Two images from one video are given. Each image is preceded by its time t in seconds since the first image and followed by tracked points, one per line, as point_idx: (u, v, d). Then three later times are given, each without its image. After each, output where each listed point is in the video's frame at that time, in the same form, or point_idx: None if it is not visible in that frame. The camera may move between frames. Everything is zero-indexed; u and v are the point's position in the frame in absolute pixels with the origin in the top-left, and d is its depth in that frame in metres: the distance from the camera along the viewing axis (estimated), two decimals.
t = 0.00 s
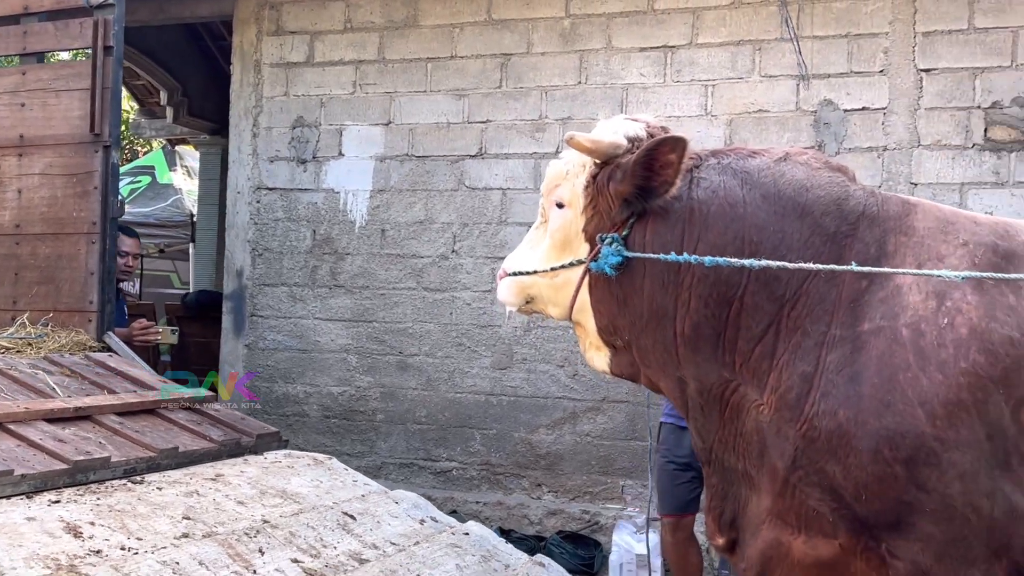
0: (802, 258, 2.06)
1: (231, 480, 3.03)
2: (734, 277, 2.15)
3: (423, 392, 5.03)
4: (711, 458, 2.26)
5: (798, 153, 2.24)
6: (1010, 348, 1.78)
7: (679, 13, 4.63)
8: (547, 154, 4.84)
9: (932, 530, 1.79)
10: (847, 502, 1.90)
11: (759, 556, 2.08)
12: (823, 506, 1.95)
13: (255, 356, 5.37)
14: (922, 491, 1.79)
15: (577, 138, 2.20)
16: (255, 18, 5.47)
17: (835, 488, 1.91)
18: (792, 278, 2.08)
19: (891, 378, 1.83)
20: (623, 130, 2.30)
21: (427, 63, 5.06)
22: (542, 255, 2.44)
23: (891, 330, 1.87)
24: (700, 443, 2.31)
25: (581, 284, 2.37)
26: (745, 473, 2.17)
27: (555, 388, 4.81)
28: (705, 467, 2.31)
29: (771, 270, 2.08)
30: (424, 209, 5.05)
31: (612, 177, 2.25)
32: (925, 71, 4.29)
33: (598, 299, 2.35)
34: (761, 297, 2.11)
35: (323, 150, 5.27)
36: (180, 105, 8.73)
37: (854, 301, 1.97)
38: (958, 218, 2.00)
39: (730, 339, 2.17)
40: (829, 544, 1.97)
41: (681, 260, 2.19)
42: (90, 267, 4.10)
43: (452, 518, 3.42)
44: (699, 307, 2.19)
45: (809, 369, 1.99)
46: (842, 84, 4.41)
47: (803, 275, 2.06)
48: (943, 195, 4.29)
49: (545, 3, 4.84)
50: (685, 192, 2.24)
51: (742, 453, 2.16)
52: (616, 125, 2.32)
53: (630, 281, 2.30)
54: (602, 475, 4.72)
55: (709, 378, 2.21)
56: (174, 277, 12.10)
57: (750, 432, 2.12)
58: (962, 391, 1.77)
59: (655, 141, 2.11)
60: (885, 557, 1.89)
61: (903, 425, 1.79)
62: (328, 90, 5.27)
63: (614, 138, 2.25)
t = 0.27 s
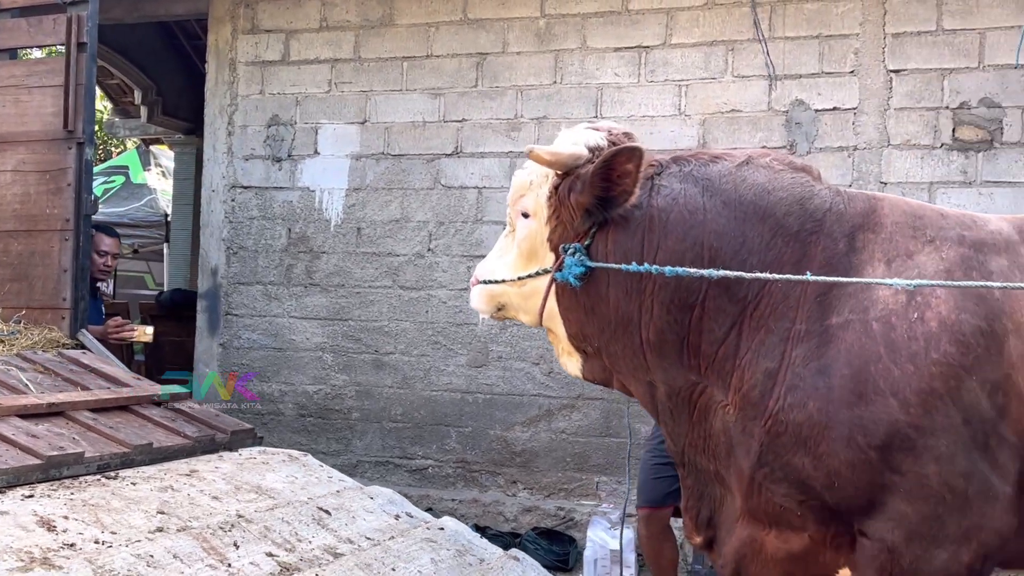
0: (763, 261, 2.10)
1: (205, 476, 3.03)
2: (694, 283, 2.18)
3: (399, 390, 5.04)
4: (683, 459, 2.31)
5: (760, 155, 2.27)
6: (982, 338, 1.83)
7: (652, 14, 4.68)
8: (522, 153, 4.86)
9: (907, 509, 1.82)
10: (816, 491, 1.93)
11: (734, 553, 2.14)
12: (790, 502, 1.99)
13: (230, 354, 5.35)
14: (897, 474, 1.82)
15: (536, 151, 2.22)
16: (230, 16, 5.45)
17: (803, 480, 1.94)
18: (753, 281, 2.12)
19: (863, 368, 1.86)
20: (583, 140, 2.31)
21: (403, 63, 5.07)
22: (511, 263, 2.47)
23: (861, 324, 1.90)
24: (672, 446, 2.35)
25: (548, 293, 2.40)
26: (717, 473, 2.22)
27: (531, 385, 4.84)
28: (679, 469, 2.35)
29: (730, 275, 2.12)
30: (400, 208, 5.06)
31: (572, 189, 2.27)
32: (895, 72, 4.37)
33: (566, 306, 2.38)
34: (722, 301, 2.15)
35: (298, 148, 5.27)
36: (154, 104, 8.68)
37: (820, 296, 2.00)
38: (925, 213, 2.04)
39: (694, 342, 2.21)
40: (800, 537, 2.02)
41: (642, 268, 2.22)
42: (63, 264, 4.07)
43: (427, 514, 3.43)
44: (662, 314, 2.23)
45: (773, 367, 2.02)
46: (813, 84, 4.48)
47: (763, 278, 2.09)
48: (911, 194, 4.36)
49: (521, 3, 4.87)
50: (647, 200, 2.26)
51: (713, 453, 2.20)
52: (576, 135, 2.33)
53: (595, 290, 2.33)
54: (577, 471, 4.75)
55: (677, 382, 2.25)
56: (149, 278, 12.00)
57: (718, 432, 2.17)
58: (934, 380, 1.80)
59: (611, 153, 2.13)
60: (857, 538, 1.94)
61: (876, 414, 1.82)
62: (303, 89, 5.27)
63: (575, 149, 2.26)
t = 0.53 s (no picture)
0: (733, 263, 2.05)
1: (174, 474, 3.00)
2: (659, 287, 2.14)
3: (375, 390, 5.00)
4: (659, 462, 2.27)
5: (732, 149, 2.22)
6: (967, 337, 1.76)
7: (628, 13, 4.69)
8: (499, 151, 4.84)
9: (886, 509, 1.75)
10: (792, 492, 1.87)
11: (713, 555, 2.09)
12: (768, 504, 1.93)
13: (203, 354, 5.29)
14: (875, 475, 1.75)
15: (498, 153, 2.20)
16: (205, 14, 5.40)
17: (779, 483, 1.88)
18: (723, 282, 2.07)
19: (839, 369, 1.79)
20: (549, 140, 2.29)
21: (379, 61, 5.04)
22: (488, 261, 2.45)
23: (838, 323, 1.84)
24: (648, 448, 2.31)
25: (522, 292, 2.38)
26: (693, 477, 2.17)
27: (507, 384, 4.82)
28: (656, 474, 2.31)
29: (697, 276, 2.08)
30: (376, 206, 5.03)
31: (536, 190, 2.25)
32: (869, 71, 4.41)
33: (539, 311, 2.37)
34: (691, 304, 2.10)
35: (273, 146, 5.23)
36: (130, 105, 8.60)
37: (795, 297, 1.94)
38: (910, 206, 1.97)
39: (662, 346, 2.17)
40: (777, 540, 1.96)
41: (607, 273, 2.20)
42: (32, 262, 4.01)
43: (400, 513, 3.39)
44: (628, 318, 2.20)
45: (745, 368, 1.96)
46: (788, 83, 4.51)
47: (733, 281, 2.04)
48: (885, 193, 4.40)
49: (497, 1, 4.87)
50: (613, 202, 2.23)
51: (688, 458, 2.16)
52: (544, 134, 2.31)
53: (563, 293, 2.32)
54: (553, 471, 4.74)
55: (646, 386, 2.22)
56: (125, 280, 11.89)
57: (690, 436, 2.13)
58: (918, 380, 1.73)
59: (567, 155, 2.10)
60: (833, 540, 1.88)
61: (853, 415, 1.76)
62: (278, 87, 5.23)
63: (539, 150, 2.25)
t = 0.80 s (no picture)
0: (712, 218, 2.10)
1: (148, 457, 2.98)
2: (638, 245, 2.20)
3: (355, 382, 4.98)
4: (640, 431, 2.28)
5: (710, 110, 2.28)
6: (946, 295, 1.78)
7: (609, 5, 4.71)
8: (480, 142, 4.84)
9: (861, 474, 1.76)
10: (767, 459, 1.87)
11: (699, 529, 2.11)
12: (743, 470, 1.92)
13: (183, 348, 5.25)
14: (851, 438, 1.76)
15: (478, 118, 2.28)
16: (185, 6, 5.37)
17: (755, 446, 1.88)
18: (702, 238, 2.11)
19: (816, 328, 1.81)
20: (531, 107, 2.35)
21: (360, 53, 5.03)
22: (471, 234, 2.54)
23: (816, 280, 1.86)
24: (631, 417, 2.33)
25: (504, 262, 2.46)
26: (673, 445, 2.18)
27: (488, 375, 4.81)
28: (637, 443, 2.32)
29: (677, 233, 2.12)
30: (356, 198, 5.02)
31: (516, 155, 2.33)
32: (848, 63, 4.47)
33: (525, 278, 2.42)
34: (670, 261, 2.14)
35: (253, 138, 5.21)
36: (112, 103, 8.48)
37: (773, 255, 1.97)
38: (890, 168, 2.02)
39: (642, 307, 2.21)
40: (753, 510, 1.95)
41: (587, 234, 2.26)
42: (8, 249, 3.96)
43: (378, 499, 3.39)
44: (609, 280, 2.25)
45: (723, 327, 1.99)
46: (767, 75, 4.55)
47: (712, 237, 2.08)
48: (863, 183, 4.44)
49: None
50: (592, 164, 2.31)
51: (670, 425, 2.17)
52: (527, 100, 2.37)
53: (544, 260, 2.38)
54: (534, 462, 4.73)
55: (626, 349, 2.26)
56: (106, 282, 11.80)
57: (671, 399, 2.13)
58: (895, 337, 1.75)
59: (545, 117, 2.18)
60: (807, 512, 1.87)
61: (830, 373, 1.77)
62: (258, 79, 5.22)
63: (520, 116, 2.32)
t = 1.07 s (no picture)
0: (689, 199, 2.16)
1: (130, 449, 2.99)
2: (615, 224, 2.25)
3: (338, 382, 4.98)
4: (616, 411, 2.32)
5: (690, 94, 2.33)
6: (924, 279, 1.81)
7: (591, 6, 4.76)
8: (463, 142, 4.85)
9: (838, 460, 1.76)
10: (746, 438, 1.88)
11: (666, 510, 2.11)
12: (721, 451, 1.94)
13: (165, 348, 5.24)
14: (828, 423, 1.76)
15: (465, 93, 2.32)
16: (169, 7, 5.37)
17: (733, 428, 1.90)
18: (679, 220, 2.16)
19: (792, 310, 1.83)
20: (518, 86, 2.41)
21: (344, 53, 5.05)
22: (456, 217, 2.58)
23: (792, 263, 1.88)
24: (607, 396, 2.36)
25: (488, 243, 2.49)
26: (648, 425, 2.21)
27: (471, 374, 4.82)
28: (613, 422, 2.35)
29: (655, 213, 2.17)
30: (339, 198, 5.02)
31: (501, 131, 2.37)
32: (826, 64, 4.54)
33: (506, 259, 2.47)
34: (647, 242, 2.20)
35: (237, 139, 5.21)
36: (95, 107, 8.44)
37: (749, 237, 2.01)
38: (868, 153, 2.07)
39: (619, 286, 2.26)
40: (728, 494, 1.96)
41: (567, 211, 2.30)
42: None
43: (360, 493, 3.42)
44: (587, 259, 2.29)
45: (699, 308, 2.02)
46: (748, 76, 4.61)
47: (689, 217, 2.13)
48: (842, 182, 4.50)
49: None
50: (573, 142, 2.35)
51: (643, 404, 2.21)
52: (515, 80, 2.43)
53: (524, 239, 2.41)
54: (516, 461, 4.75)
55: (603, 327, 2.31)
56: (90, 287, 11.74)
57: (646, 379, 2.17)
58: (870, 319, 1.77)
59: (531, 89, 2.23)
60: (785, 493, 1.87)
61: (806, 356, 1.78)
62: (242, 79, 5.22)
63: (507, 92, 2.36)
